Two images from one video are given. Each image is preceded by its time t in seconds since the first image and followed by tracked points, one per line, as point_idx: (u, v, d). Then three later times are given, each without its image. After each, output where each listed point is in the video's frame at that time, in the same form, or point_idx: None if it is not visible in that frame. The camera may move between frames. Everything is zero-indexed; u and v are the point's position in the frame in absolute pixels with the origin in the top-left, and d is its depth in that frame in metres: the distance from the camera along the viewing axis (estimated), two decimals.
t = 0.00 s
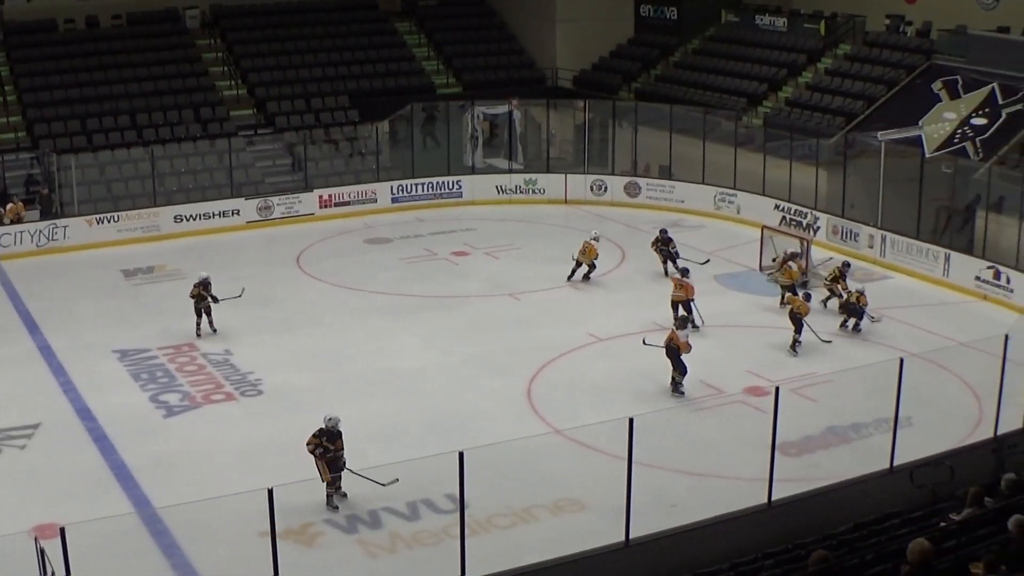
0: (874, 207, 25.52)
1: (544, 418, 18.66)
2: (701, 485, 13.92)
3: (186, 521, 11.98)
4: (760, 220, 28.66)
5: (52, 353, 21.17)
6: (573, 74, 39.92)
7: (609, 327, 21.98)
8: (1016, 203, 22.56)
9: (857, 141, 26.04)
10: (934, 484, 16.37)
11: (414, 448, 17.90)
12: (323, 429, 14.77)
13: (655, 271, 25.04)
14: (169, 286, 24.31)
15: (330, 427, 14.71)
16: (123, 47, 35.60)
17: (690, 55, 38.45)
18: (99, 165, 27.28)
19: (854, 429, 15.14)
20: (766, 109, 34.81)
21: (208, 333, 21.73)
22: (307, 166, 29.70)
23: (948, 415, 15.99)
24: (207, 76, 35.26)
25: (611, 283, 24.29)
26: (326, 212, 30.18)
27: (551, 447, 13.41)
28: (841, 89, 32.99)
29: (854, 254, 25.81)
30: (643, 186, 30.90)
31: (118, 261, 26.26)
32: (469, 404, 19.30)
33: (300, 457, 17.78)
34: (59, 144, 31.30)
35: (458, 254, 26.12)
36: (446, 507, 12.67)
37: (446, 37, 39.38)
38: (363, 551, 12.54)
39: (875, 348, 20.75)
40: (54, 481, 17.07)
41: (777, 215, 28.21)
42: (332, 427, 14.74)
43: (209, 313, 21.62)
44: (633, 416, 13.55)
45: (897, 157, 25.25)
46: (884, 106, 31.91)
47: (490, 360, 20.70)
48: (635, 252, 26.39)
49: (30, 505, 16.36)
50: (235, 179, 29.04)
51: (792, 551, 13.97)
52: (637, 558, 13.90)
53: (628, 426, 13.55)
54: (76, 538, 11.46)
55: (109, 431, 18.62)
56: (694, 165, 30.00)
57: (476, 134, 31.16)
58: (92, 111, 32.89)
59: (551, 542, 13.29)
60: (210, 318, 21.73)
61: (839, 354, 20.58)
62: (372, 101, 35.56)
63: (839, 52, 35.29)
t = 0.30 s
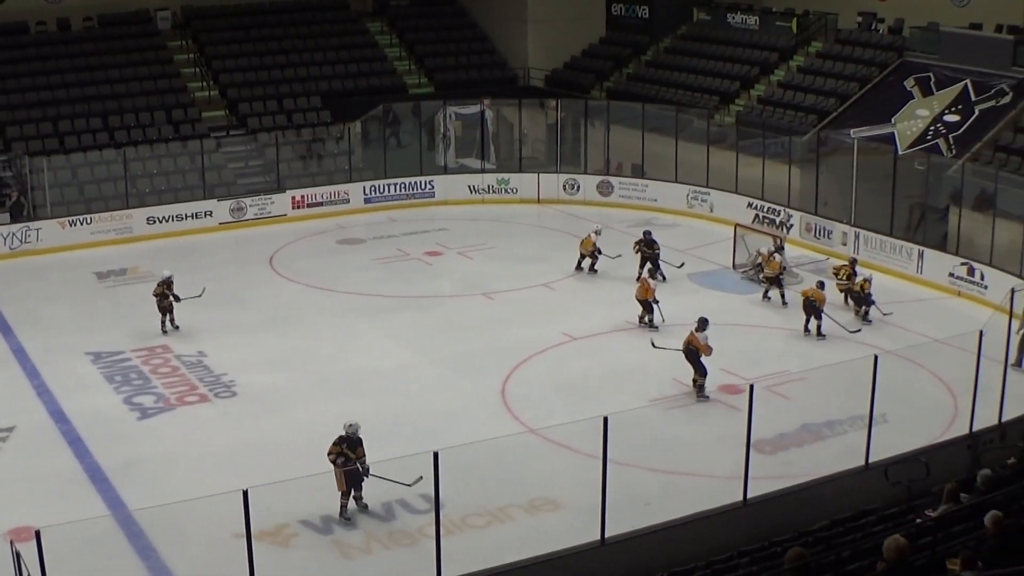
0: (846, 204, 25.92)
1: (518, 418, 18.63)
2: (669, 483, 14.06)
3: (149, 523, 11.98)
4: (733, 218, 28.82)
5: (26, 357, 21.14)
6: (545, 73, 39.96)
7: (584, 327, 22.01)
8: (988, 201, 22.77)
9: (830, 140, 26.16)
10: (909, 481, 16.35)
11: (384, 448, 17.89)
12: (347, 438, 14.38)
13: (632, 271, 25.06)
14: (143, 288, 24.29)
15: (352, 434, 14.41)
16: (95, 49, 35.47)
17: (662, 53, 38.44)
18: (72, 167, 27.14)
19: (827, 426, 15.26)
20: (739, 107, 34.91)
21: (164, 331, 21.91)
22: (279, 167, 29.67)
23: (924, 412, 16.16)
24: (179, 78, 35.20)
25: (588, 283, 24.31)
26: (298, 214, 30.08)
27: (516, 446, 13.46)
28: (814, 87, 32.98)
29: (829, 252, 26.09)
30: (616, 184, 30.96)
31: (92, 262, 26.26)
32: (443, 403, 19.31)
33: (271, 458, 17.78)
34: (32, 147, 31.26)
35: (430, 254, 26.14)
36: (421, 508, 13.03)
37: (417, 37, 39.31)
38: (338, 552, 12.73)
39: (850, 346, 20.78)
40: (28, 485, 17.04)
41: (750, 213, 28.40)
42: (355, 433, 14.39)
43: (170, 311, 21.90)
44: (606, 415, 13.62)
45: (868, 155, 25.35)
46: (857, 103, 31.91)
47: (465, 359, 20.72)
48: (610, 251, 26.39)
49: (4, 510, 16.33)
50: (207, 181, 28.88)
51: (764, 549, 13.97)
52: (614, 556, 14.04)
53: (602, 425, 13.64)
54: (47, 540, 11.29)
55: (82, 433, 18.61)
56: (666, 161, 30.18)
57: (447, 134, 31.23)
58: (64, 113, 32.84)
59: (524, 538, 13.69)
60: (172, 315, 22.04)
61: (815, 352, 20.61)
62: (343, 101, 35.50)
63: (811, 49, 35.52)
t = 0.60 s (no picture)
0: (841, 203, 25.92)
1: (514, 418, 18.63)
2: (665, 483, 14.08)
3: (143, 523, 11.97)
4: (728, 218, 28.84)
5: (21, 358, 21.13)
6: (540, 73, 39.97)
7: (579, 326, 22.03)
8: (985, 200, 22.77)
9: (824, 139, 26.22)
10: (905, 480, 16.38)
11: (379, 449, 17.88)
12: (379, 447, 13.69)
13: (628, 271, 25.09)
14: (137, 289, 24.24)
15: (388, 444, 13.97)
16: (90, 50, 35.45)
17: (657, 53, 38.47)
18: (67, 168, 27.21)
19: (823, 425, 15.27)
20: (733, 107, 34.95)
21: (142, 330, 21.89)
22: (274, 166, 29.68)
23: (921, 412, 16.21)
24: (174, 78, 35.20)
25: (583, 283, 24.33)
26: (293, 214, 30.08)
27: (511, 446, 13.46)
28: (808, 87, 33.01)
29: (824, 251, 26.10)
30: (610, 184, 30.95)
31: (88, 263, 26.29)
32: (439, 403, 19.32)
33: (266, 459, 17.76)
34: (26, 148, 31.24)
35: (425, 254, 26.16)
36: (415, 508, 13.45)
37: (412, 37, 39.32)
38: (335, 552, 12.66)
39: (846, 346, 20.80)
40: (24, 486, 17.04)
41: (745, 213, 28.38)
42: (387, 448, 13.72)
43: (147, 309, 22.01)
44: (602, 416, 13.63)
45: (864, 155, 25.52)
46: (852, 103, 31.95)
47: (460, 360, 20.73)
48: (605, 252, 26.36)
49: None
50: (202, 181, 28.86)
51: (761, 549, 13.96)
52: (610, 556, 14.06)
53: (597, 425, 13.69)
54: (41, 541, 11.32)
55: (78, 434, 18.60)
56: (661, 162, 30.20)
57: (442, 134, 31.21)
58: (59, 114, 32.82)
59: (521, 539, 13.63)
60: (149, 314, 22.07)
61: (811, 351, 20.62)
62: (337, 101, 35.49)
63: (806, 49, 35.49)
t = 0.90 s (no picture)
0: (842, 203, 25.91)
1: (514, 419, 18.64)
2: (665, 483, 14.09)
3: (144, 523, 11.97)
4: (728, 218, 28.84)
5: (22, 358, 21.12)
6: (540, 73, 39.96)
7: (580, 326, 22.05)
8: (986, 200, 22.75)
9: (825, 140, 26.25)
10: (906, 480, 16.40)
11: (378, 449, 17.88)
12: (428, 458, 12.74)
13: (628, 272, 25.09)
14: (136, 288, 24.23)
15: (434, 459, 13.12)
16: (90, 50, 35.43)
17: (657, 53, 38.47)
18: (67, 168, 27.21)
19: (824, 426, 15.28)
20: (733, 107, 34.96)
21: (122, 330, 21.93)
22: (274, 166, 29.68)
23: (921, 412, 16.21)
24: (174, 79, 35.20)
25: (583, 283, 24.33)
26: (293, 214, 30.07)
27: (510, 445, 13.46)
28: (809, 87, 33.02)
29: (824, 251, 26.11)
30: (610, 184, 30.94)
31: (88, 263, 26.27)
32: (438, 403, 19.32)
33: (266, 459, 17.76)
34: (26, 148, 31.27)
35: (426, 254, 26.17)
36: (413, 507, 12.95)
37: (411, 37, 39.32)
38: (335, 552, 12.24)
39: (846, 346, 20.80)
40: (25, 486, 17.03)
41: (745, 213, 28.38)
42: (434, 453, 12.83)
43: (128, 309, 22.05)
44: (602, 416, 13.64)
45: (865, 155, 25.44)
46: (852, 103, 31.95)
47: (460, 360, 20.72)
48: (604, 252, 26.35)
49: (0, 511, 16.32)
50: (202, 181, 28.87)
51: (762, 548, 13.97)
52: (610, 556, 14.09)
53: (598, 426, 13.71)
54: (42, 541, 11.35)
55: (78, 435, 18.59)
56: (661, 162, 30.20)
57: (442, 134, 31.19)
58: (58, 115, 32.81)
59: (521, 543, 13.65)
60: (130, 314, 22.14)
61: (811, 352, 20.62)
62: (337, 101, 35.50)
63: (806, 49, 35.50)
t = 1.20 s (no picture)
0: (846, 203, 25.54)
1: (513, 420, 18.36)
2: (668, 485, 13.79)
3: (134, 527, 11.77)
4: (731, 217, 28.59)
5: (14, 358, 20.83)
6: (540, 70, 39.67)
7: (580, 326, 21.77)
8: (992, 199, 22.39)
9: (829, 137, 25.97)
10: (910, 484, 16.12)
11: (375, 451, 17.60)
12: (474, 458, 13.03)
13: (629, 271, 24.80)
14: (131, 288, 23.94)
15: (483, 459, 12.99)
16: (84, 46, 35.11)
17: (659, 49, 38.19)
18: (60, 166, 26.92)
19: (829, 428, 14.97)
20: (736, 104, 34.70)
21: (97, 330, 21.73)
22: (271, 165, 29.40)
23: (925, 413, 15.85)
24: (168, 75, 34.94)
25: (584, 283, 24.04)
26: (290, 213, 29.79)
27: (511, 448, 13.31)
28: (813, 84, 32.74)
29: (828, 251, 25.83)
30: (611, 183, 30.67)
31: (83, 262, 25.99)
32: (436, 405, 19.03)
33: (261, 462, 17.48)
34: (19, 146, 31.04)
35: (424, 253, 25.90)
36: (414, 511, 12.50)
37: (410, 33, 39.04)
38: (334, 555, 12.04)
39: (850, 346, 20.51)
40: (15, 489, 16.74)
41: (748, 212, 28.11)
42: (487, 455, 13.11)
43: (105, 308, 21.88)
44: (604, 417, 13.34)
45: (870, 153, 25.06)
46: (857, 100, 31.65)
47: (459, 361, 20.41)
48: (604, 251, 26.04)
49: None
50: (198, 180, 28.59)
51: (765, 552, 13.67)
52: (612, 561, 13.79)
53: (599, 429, 13.41)
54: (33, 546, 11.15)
55: (72, 437, 18.29)
56: (663, 160, 29.89)
57: (441, 132, 30.88)
58: (52, 112, 32.54)
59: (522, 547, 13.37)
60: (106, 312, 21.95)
61: (814, 352, 20.32)
62: (334, 98, 35.22)
63: (810, 45, 35.27)
